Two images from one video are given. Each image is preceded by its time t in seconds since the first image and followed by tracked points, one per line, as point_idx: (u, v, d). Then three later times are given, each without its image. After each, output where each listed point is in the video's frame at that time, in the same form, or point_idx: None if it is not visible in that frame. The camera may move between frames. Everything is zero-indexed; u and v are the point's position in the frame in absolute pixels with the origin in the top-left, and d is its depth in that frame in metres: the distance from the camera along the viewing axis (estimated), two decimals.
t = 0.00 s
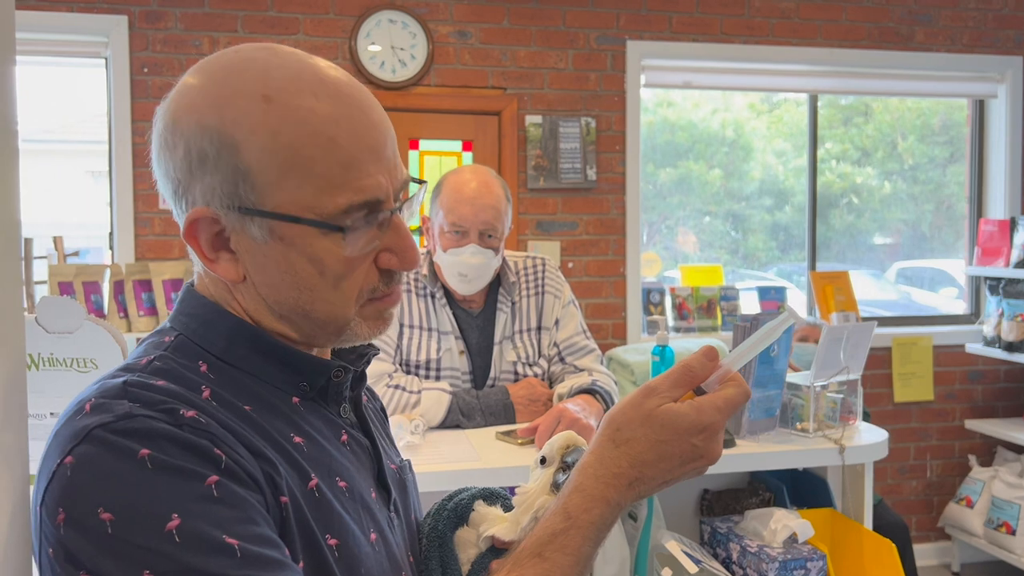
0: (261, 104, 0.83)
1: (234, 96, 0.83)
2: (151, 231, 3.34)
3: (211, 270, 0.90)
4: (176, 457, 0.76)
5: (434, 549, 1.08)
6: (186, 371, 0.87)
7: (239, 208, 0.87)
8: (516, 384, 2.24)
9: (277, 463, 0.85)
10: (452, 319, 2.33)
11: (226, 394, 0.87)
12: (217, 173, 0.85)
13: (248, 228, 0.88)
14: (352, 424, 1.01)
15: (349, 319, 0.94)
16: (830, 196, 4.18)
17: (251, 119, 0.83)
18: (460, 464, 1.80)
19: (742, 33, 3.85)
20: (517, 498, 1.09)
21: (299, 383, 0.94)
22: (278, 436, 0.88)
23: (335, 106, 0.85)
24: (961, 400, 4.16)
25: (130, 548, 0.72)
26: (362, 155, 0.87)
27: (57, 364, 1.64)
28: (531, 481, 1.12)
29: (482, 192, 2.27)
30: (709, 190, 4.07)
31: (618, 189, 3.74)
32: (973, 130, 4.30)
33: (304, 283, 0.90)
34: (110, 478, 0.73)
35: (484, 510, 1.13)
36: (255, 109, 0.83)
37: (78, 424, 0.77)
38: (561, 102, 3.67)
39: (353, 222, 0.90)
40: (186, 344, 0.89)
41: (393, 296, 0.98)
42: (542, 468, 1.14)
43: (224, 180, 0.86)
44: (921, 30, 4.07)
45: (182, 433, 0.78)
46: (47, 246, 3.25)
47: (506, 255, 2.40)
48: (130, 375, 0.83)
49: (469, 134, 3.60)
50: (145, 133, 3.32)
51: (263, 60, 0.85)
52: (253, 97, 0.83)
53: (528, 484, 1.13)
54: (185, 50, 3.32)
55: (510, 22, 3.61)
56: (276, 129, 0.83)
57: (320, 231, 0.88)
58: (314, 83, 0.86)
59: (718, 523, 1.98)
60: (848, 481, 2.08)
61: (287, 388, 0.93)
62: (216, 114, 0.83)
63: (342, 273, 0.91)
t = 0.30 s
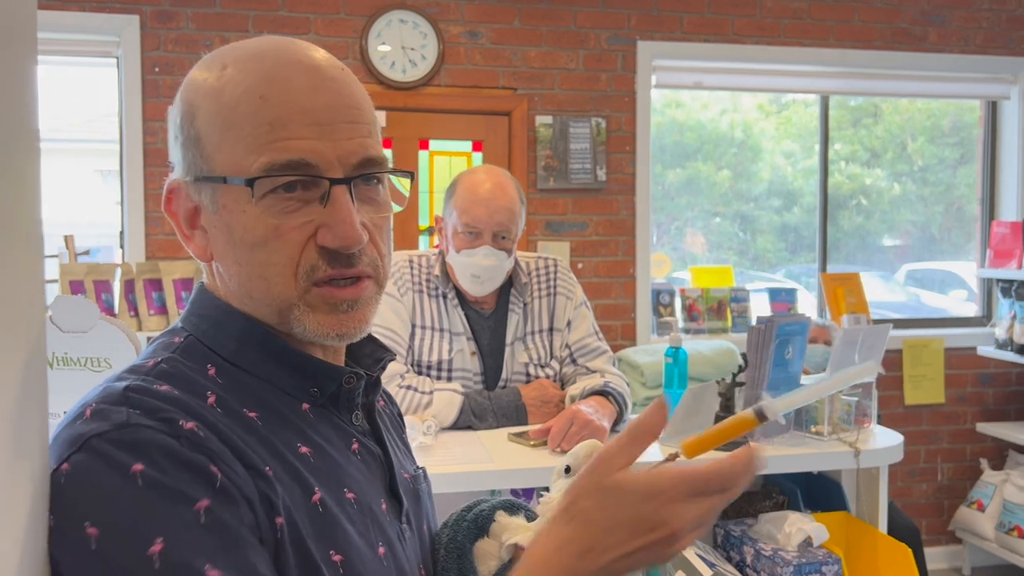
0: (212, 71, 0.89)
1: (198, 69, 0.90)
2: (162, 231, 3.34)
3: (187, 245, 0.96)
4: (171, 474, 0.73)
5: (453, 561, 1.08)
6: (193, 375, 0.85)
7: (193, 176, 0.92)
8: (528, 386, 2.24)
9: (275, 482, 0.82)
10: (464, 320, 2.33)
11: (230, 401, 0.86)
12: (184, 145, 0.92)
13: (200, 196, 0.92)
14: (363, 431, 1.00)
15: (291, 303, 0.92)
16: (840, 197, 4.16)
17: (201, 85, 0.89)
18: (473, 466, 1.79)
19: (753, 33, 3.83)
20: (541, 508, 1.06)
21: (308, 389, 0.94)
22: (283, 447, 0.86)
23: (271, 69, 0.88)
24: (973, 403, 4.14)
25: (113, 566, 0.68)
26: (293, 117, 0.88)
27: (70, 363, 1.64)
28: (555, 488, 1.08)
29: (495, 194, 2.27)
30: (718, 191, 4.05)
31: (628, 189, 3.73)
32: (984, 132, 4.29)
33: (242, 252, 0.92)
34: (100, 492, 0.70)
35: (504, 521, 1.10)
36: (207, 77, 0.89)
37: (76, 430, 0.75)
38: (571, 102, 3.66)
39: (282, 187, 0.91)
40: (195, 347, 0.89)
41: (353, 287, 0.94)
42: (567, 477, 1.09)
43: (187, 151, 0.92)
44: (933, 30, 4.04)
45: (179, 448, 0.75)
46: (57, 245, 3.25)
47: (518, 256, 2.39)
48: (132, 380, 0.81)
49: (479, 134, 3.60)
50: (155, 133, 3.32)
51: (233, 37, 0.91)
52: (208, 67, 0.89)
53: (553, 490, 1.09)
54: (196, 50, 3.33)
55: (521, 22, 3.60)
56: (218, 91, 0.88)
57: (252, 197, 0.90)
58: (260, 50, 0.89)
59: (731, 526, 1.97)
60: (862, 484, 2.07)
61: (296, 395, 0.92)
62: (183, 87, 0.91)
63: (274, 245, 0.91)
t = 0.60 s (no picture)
0: (204, 83, 0.88)
1: (191, 81, 0.89)
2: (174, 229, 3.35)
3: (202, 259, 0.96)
4: (167, 503, 0.72)
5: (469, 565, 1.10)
6: (211, 380, 0.86)
7: (199, 191, 0.91)
8: (540, 385, 2.24)
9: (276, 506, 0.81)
10: (477, 318, 2.34)
11: (248, 408, 0.86)
12: (186, 157, 0.91)
13: (207, 211, 0.92)
14: (382, 435, 1.00)
15: (303, 314, 0.91)
16: (849, 197, 4.15)
17: (195, 99, 0.88)
18: (486, 465, 1.79)
19: (764, 32, 3.82)
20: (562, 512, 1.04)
21: (326, 395, 0.93)
22: (296, 459, 0.86)
23: (259, 77, 0.86)
24: (984, 404, 4.12)
25: None
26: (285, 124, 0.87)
27: (87, 360, 1.69)
28: (577, 492, 1.05)
29: (512, 194, 2.26)
30: (726, 191, 4.04)
31: (638, 189, 3.73)
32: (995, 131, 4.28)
33: (251, 266, 0.91)
34: (95, 505, 0.69)
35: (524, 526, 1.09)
36: (199, 90, 0.88)
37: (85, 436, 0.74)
38: (581, 101, 3.66)
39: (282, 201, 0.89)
40: (214, 350, 0.89)
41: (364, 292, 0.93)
42: (587, 482, 1.04)
43: (191, 166, 0.91)
44: (945, 30, 4.02)
45: (182, 470, 0.75)
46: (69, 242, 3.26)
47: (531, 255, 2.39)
48: (149, 389, 0.80)
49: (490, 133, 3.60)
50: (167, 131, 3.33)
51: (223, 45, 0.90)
52: (200, 79, 0.88)
53: (573, 492, 1.05)
54: (208, 48, 3.33)
55: (532, 21, 3.60)
56: (211, 103, 0.87)
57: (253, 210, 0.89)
58: (247, 56, 0.87)
59: (745, 526, 1.97)
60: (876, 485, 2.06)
61: (314, 400, 0.92)
62: (180, 100, 0.90)
63: (280, 257, 0.90)
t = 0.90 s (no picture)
0: (202, 92, 0.86)
1: (188, 89, 0.88)
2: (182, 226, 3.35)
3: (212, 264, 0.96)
4: (182, 503, 0.72)
5: (474, 564, 1.08)
6: (223, 378, 0.86)
7: (205, 201, 0.91)
8: (548, 383, 2.24)
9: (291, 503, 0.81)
10: (485, 316, 2.34)
11: (261, 407, 0.86)
12: (189, 166, 0.91)
13: (214, 221, 0.91)
14: (393, 432, 0.99)
15: (316, 322, 0.92)
16: (858, 196, 4.13)
17: (195, 107, 0.87)
18: (494, 462, 1.79)
19: (773, 30, 3.80)
20: (571, 506, 1.05)
21: (337, 393, 0.93)
22: (309, 458, 0.86)
23: (257, 85, 0.85)
24: (993, 404, 4.10)
25: None
26: (287, 133, 0.86)
27: (98, 356, 1.70)
28: (583, 484, 1.05)
29: (523, 192, 2.26)
30: (734, 189, 4.03)
31: (646, 187, 3.72)
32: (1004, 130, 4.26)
33: (262, 277, 0.91)
34: (112, 507, 0.70)
35: (533, 525, 1.10)
36: (198, 97, 0.87)
37: (98, 437, 0.75)
38: (589, 99, 3.65)
39: (289, 212, 0.89)
40: (225, 348, 0.89)
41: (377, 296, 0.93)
42: (593, 474, 1.04)
43: (195, 174, 0.91)
44: (955, 28, 4.00)
45: (197, 469, 0.75)
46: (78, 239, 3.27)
47: (540, 253, 2.39)
48: (162, 387, 0.81)
49: (498, 130, 3.59)
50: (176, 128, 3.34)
51: (218, 47, 0.88)
52: (199, 85, 0.87)
53: (580, 486, 1.06)
54: (217, 45, 3.34)
55: (540, 18, 3.60)
56: (211, 113, 0.86)
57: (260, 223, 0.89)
58: (244, 62, 0.86)
59: (753, 525, 1.97)
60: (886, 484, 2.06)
61: (325, 398, 0.92)
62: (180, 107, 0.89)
63: (290, 268, 0.90)
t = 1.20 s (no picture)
0: (242, 76, 0.86)
1: (225, 72, 0.87)
2: (188, 222, 3.36)
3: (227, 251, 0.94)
4: (187, 491, 0.73)
5: (480, 560, 1.07)
6: (229, 369, 0.86)
7: (232, 186, 0.89)
8: (554, 379, 2.24)
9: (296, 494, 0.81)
10: (490, 312, 2.34)
11: (267, 398, 0.86)
12: (218, 149, 0.89)
13: (241, 207, 0.89)
14: (397, 427, 1.00)
15: (344, 311, 0.91)
16: (865, 194, 4.12)
17: (233, 91, 0.86)
18: (499, 458, 1.80)
19: (781, 28, 3.79)
20: (577, 502, 1.04)
21: (343, 385, 0.93)
22: (315, 450, 0.86)
23: (304, 73, 0.85)
24: (1000, 403, 4.09)
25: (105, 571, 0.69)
26: (332, 120, 0.86)
27: (104, 351, 1.72)
28: (592, 481, 1.04)
29: (530, 189, 2.26)
30: (740, 187, 4.03)
31: (652, 184, 3.71)
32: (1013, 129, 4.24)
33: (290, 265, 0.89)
34: (117, 495, 0.71)
35: (537, 522, 1.09)
36: (237, 80, 0.86)
37: (105, 426, 0.76)
38: (596, 96, 3.65)
39: (326, 198, 0.88)
40: (232, 340, 0.89)
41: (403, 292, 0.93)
42: (602, 472, 1.03)
43: (223, 159, 0.89)
44: (964, 26, 3.98)
45: (201, 458, 0.75)
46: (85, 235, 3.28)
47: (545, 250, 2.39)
48: (168, 377, 0.81)
49: (504, 128, 3.59)
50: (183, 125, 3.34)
51: (257, 36, 0.89)
52: (238, 69, 0.86)
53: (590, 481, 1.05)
54: (224, 42, 3.35)
55: (546, 15, 3.59)
56: (252, 96, 0.85)
57: (296, 206, 0.88)
58: (289, 48, 0.86)
59: (758, 522, 1.97)
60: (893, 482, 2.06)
61: (330, 390, 0.92)
62: (213, 92, 0.88)
63: (324, 256, 0.89)
